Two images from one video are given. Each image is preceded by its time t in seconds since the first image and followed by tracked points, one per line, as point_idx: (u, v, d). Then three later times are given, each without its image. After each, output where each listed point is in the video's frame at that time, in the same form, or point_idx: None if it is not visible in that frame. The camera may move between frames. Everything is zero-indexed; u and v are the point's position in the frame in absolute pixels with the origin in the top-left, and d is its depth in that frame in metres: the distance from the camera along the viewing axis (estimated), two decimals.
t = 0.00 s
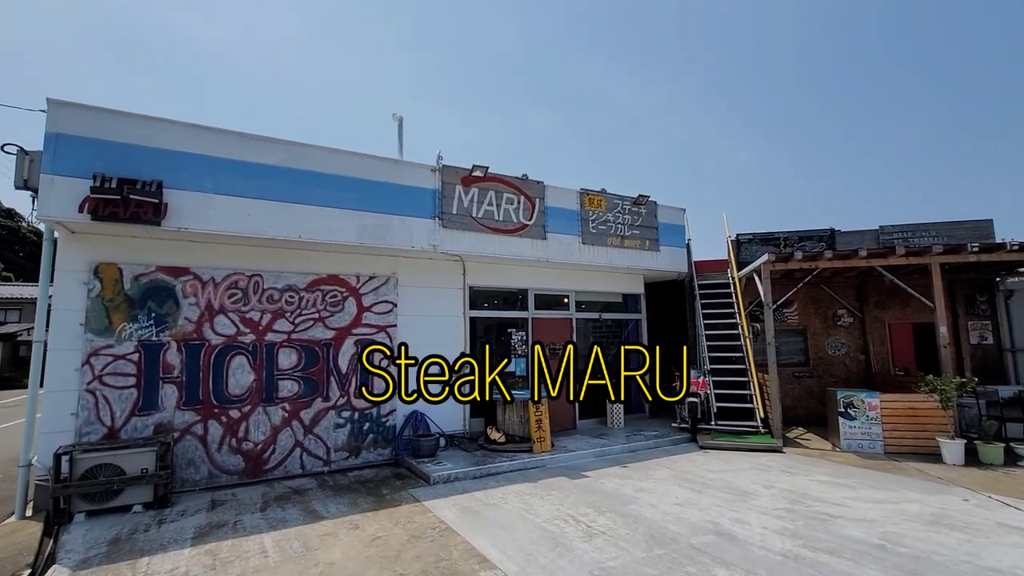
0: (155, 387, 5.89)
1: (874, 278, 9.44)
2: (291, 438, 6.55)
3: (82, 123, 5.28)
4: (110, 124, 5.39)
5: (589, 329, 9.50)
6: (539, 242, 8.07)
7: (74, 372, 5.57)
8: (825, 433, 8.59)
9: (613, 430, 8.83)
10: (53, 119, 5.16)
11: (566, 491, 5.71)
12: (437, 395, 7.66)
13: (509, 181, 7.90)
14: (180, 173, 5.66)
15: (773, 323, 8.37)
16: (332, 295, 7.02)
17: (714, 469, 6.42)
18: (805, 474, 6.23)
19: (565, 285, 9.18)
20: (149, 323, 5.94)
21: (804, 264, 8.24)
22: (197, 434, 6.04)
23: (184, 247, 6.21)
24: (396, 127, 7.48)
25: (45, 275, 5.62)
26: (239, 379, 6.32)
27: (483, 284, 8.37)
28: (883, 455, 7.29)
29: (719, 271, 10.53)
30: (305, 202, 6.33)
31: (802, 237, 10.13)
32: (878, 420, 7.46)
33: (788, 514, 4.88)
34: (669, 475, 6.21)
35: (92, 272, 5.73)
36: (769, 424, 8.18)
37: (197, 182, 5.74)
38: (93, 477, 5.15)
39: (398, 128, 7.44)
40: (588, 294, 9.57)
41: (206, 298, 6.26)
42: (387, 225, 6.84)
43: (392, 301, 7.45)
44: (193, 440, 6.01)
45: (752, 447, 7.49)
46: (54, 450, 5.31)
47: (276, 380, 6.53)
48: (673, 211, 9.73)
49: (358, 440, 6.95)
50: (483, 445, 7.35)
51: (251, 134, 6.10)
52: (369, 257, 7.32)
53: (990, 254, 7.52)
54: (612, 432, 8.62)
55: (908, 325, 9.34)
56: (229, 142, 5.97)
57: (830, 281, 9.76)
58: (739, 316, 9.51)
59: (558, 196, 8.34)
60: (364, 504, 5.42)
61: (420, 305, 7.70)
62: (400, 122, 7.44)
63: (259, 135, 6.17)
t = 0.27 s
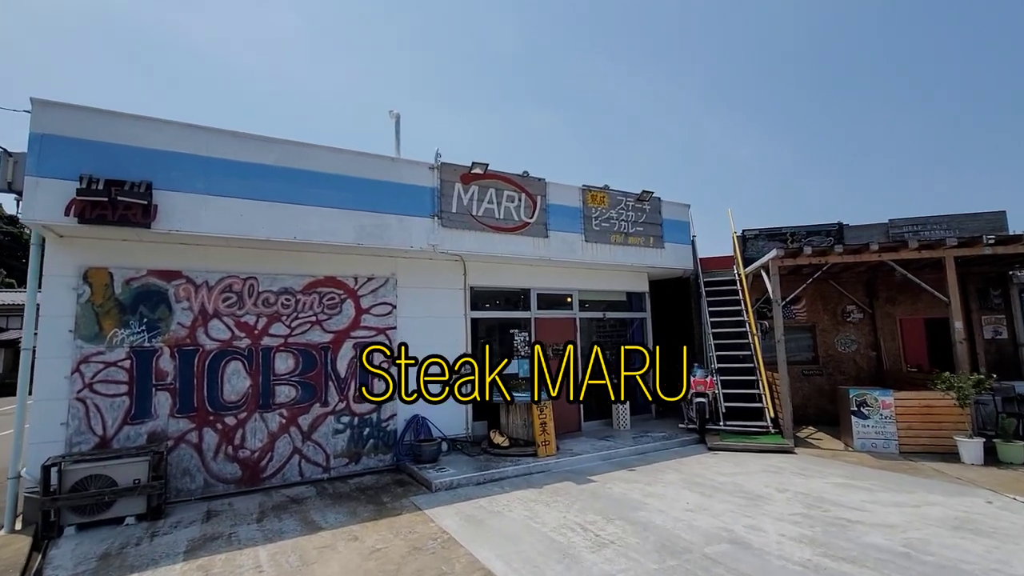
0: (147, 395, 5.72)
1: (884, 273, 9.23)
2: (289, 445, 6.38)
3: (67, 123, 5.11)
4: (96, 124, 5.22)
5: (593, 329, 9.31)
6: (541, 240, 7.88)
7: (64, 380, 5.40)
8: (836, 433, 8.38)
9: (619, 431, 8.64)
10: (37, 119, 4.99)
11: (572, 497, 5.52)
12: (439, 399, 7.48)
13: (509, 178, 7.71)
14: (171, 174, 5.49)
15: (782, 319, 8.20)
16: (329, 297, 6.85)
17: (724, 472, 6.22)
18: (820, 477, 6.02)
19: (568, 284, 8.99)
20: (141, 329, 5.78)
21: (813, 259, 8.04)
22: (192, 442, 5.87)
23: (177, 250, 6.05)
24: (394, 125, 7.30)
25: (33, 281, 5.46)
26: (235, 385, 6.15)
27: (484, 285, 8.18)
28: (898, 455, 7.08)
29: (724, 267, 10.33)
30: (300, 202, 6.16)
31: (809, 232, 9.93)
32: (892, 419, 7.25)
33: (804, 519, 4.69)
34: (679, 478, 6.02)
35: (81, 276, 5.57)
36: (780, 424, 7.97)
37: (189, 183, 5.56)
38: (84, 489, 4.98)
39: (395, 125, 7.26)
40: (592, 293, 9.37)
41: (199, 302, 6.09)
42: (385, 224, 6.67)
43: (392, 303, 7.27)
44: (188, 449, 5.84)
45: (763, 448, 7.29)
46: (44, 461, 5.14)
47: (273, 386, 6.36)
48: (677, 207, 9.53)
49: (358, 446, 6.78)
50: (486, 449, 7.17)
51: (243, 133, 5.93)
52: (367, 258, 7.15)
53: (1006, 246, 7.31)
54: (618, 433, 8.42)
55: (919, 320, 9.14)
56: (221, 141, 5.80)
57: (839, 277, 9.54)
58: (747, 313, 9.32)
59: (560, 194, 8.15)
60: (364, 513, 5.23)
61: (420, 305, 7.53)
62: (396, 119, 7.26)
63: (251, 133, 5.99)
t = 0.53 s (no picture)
0: (148, 395, 5.61)
1: (904, 272, 8.92)
2: (292, 447, 6.25)
3: (66, 119, 5.02)
4: (95, 120, 5.12)
5: (602, 329, 9.11)
6: (549, 238, 7.69)
7: (63, 380, 5.31)
8: (855, 437, 8.09)
9: (630, 434, 8.42)
10: (35, 114, 4.90)
11: (581, 503, 5.32)
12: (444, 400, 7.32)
13: (517, 175, 7.52)
14: (171, 170, 5.39)
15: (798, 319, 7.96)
16: (332, 297, 6.71)
17: (740, 478, 5.99)
18: (840, 483, 5.77)
19: (577, 283, 8.79)
20: (141, 329, 5.67)
21: (831, 257, 7.78)
22: (193, 444, 5.76)
23: (179, 248, 5.95)
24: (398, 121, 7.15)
25: (33, 280, 5.37)
26: (236, 386, 6.03)
27: (491, 284, 8.01)
28: (922, 460, 6.80)
29: (738, 266, 10.07)
30: (302, 199, 6.03)
31: (826, 230, 9.64)
32: (915, 424, 6.97)
33: (826, 529, 4.45)
34: (692, 484, 5.80)
35: (81, 275, 5.48)
36: (796, 428, 7.70)
37: (189, 180, 5.46)
38: (81, 492, 4.87)
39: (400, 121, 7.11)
40: (601, 293, 9.17)
41: (201, 301, 5.98)
42: (389, 222, 6.52)
43: (396, 302, 7.13)
44: (188, 451, 5.72)
45: (779, 453, 7.03)
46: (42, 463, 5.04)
47: (275, 387, 6.24)
48: (689, 204, 9.30)
49: (362, 449, 6.63)
50: (493, 452, 6.99)
51: (244, 129, 5.82)
52: (371, 256, 7.01)
53: None
54: (628, 436, 8.21)
55: (941, 321, 8.81)
56: (222, 137, 5.69)
57: (857, 276, 9.26)
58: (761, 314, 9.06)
59: (568, 191, 7.96)
60: (367, 519, 5.07)
61: (423, 304, 7.35)
62: (401, 114, 7.11)
63: (253, 129, 5.88)
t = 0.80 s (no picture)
0: (146, 396, 5.51)
1: (927, 270, 8.56)
2: (292, 449, 6.11)
3: (61, 114, 4.92)
4: (91, 114, 5.02)
5: (612, 329, 8.88)
6: (557, 236, 7.48)
7: (59, 380, 5.21)
8: (876, 442, 7.77)
9: (640, 437, 8.17)
10: (30, 109, 4.81)
11: (589, 510, 5.11)
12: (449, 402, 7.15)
13: (523, 170, 7.32)
14: (168, 166, 5.27)
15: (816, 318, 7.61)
16: (334, 296, 6.57)
17: (756, 485, 5.73)
18: (862, 491, 5.49)
19: (586, 282, 8.57)
20: (140, 328, 5.57)
21: (851, 254, 7.47)
22: (191, 445, 5.64)
23: (178, 246, 5.84)
24: (401, 115, 6.98)
25: (30, 279, 5.28)
26: (236, 387, 5.91)
27: (497, 283, 7.82)
28: (948, 467, 6.48)
29: (752, 265, 9.77)
30: (303, 195, 5.89)
31: (844, 226, 9.31)
32: (941, 428, 6.64)
33: (849, 542, 4.19)
34: (705, 491, 5.55)
35: (78, 273, 5.39)
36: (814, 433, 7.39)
37: (187, 175, 5.34)
38: (76, 494, 4.77)
39: (403, 116, 6.95)
40: (611, 292, 8.93)
41: (200, 300, 5.87)
42: (392, 219, 6.36)
43: (400, 301, 6.97)
44: (187, 453, 5.61)
45: (797, 458, 6.75)
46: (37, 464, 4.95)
47: (276, 388, 6.11)
48: (701, 201, 9.02)
49: (364, 451, 6.48)
50: (498, 455, 6.80)
51: (243, 124, 5.69)
52: (374, 254, 6.86)
53: None
54: (638, 440, 7.97)
55: (966, 321, 8.39)
56: (220, 132, 5.57)
57: (877, 274, 8.93)
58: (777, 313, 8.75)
59: (576, 187, 7.74)
60: (366, 524, 4.90)
61: (426, 303, 7.18)
62: (405, 109, 6.95)
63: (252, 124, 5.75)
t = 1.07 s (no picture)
0: (148, 400, 5.44)
1: (954, 266, 8.21)
2: (297, 453, 6.01)
3: (60, 115, 4.86)
4: (89, 115, 4.96)
5: (623, 329, 8.65)
6: (566, 234, 7.28)
7: (61, 385, 5.16)
8: (902, 445, 7.43)
9: (653, 440, 7.93)
10: (28, 110, 4.76)
11: (599, 518, 4.91)
12: (455, 404, 6.99)
13: (530, 167, 7.13)
14: (168, 167, 5.19)
15: (836, 317, 7.23)
16: (338, 297, 6.45)
17: (775, 492, 5.47)
18: (889, 499, 5.20)
19: (596, 281, 8.35)
20: (142, 331, 5.50)
21: (874, 250, 7.16)
22: (194, 450, 5.56)
23: (181, 247, 5.76)
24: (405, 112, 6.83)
25: (32, 282, 5.24)
26: (239, 390, 5.82)
27: (505, 283, 7.65)
28: (980, 473, 6.15)
29: (769, 262, 9.46)
30: (305, 195, 5.77)
31: (865, 220, 8.97)
32: (972, 432, 6.31)
33: (877, 554, 3.94)
34: (722, 499, 5.31)
35: (80, 276, 5.33)
36: (836, 436, 7.09)
37: (187, 176, 5.26)
38: (77, 500, 4.70)
39: (407, 113, 6.81)
40: (622, 291, 8.70)
41: (203, 302, 5.79)
42: (395, 217, 6.22)
43: (405, 302, 6.84)
44: (190, 457, 5.53)
45: (818, 463, 6.47)
46: (39, 470, 4.90)
47: (279, 391, 6.01)
48: (715, 196, 8.75)
49: (370, 455, 6.35)
50: (507, 459, 6.63)
51: (244, 123, 5.60)
52: (379, 255, 6.73)
53: None
54: (652, 443, 7.73)
55: (998, 317, 8.00)
56: (221, 132, 5.47)
57: (901, 270, 8.59)
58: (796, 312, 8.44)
59: (585, 183, 7.53)
60: (369, 532, 4.76)
61: (430, 303, 7.02)
62: (409, 106, 6.81)
63: (253, 123, 5.65)
